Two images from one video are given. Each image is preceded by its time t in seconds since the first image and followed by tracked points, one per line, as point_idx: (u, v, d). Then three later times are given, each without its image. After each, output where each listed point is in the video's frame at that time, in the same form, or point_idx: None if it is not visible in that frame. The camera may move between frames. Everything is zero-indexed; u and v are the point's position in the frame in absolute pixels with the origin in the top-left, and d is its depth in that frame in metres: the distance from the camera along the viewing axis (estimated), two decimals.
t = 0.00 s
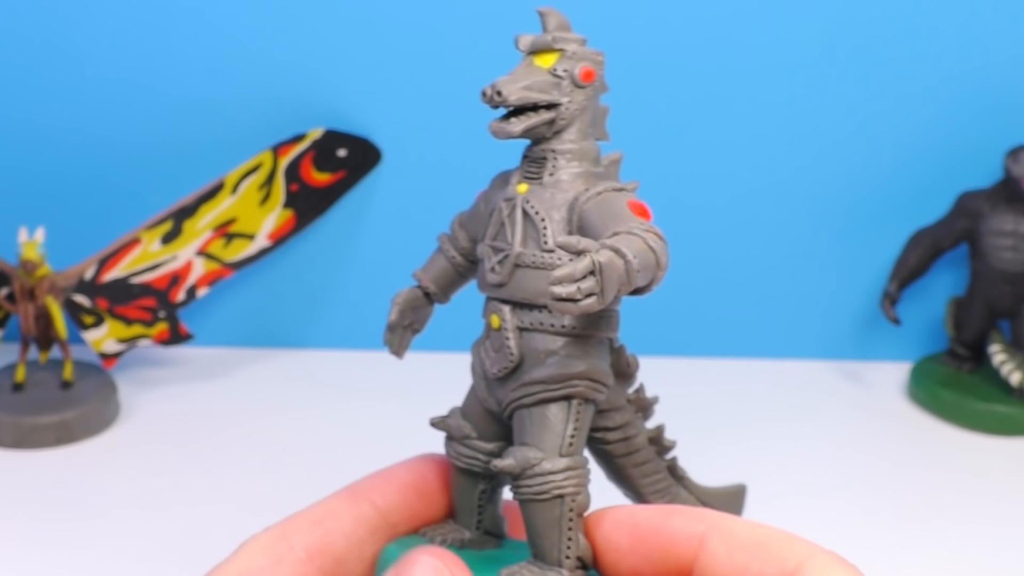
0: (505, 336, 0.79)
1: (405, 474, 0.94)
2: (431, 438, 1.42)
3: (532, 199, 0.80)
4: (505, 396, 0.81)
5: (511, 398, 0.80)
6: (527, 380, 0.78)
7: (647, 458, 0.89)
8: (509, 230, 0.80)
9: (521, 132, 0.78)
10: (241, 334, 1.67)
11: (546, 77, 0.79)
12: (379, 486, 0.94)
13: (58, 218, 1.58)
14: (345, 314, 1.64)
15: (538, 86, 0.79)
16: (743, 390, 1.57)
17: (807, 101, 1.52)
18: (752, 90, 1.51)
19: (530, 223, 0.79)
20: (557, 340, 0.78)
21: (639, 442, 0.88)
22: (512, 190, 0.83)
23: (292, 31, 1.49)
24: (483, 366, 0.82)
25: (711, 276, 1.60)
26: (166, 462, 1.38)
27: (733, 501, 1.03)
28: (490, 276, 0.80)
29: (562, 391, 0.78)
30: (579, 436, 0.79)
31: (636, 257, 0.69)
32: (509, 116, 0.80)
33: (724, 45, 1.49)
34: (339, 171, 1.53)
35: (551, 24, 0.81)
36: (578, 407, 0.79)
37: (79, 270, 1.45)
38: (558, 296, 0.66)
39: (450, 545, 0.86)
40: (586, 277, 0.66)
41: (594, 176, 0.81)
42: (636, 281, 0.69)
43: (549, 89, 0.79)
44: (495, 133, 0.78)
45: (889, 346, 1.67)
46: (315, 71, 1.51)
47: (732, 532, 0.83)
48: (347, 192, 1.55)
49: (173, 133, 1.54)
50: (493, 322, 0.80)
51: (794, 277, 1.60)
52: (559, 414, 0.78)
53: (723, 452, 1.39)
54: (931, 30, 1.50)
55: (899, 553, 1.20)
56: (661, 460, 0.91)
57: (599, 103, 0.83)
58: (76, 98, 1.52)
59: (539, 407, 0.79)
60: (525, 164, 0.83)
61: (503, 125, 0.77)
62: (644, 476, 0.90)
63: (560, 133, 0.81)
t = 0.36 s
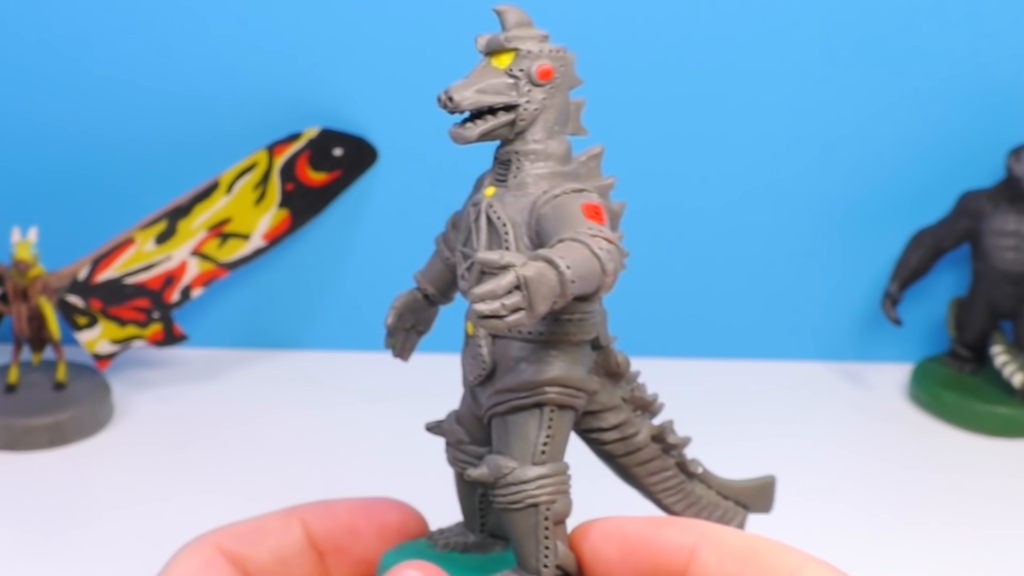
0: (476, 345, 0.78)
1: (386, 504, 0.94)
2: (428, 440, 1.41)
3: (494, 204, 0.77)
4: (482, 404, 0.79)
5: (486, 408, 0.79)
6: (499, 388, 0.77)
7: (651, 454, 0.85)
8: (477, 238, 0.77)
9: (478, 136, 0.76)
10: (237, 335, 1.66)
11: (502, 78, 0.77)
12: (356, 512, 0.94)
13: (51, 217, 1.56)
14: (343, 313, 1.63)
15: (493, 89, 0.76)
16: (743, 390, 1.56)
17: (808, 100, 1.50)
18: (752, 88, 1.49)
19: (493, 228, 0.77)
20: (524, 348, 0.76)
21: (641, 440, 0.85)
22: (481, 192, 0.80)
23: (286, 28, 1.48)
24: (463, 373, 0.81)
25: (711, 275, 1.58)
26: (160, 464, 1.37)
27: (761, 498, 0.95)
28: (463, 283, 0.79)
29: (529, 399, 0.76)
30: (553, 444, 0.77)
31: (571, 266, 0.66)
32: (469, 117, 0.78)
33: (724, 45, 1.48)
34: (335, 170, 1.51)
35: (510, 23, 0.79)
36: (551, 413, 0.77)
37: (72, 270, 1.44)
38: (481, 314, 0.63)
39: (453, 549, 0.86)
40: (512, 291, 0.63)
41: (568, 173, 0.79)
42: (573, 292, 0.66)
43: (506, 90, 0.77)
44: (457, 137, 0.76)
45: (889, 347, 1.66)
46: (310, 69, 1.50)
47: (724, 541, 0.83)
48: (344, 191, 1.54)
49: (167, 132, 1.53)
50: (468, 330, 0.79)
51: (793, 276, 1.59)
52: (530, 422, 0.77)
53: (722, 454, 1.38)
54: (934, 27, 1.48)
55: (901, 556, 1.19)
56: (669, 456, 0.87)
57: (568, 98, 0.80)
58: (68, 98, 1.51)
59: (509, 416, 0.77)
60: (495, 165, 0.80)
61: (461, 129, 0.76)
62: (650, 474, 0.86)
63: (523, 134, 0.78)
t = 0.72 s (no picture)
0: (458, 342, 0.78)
1: (399, 496, 0.93)
2: (428, 440, 1.41)
3: (471, 201, 0.77)
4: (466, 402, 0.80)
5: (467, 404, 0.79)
6: (477, 387, 0.77)
7: (652, 456, 0.84)
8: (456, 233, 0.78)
9: (454, 134, 0.75)
10: (236, 335, 1.65)
11: (477, 76, 0.76)
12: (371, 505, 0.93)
13: (50, 218, 1.56)
14: (344, 313, 1.63)
15: (466, 87, 0.76)
16: (743, 390, 1.56)
17: (807, 100, 1.50)
18: (751, 88, 1.49)
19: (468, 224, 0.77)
20: (498, 346, 0.76)
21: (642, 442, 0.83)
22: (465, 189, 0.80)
23: (284, 27, 1.48)
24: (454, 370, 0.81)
25: (711, 275, 1.58)
26: (159, 464, 1.36)
27: (784, 506, 0.92)
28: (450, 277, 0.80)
29: (501, 398, 0.76)
30: (524, 444, 0.76)
31: (500, 270, 0.65)
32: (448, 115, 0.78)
33: (724, 46, 1.47)
34: (334, 170, 1.51)
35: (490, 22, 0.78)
36: (523, 412, 0.76)
37: (71, 270, 1.43)
38: (405, 316, 0.63)
39: (460, 540, 0.83)
40: (435, 293, 0.63)
41: (549, 171, 0.77)
42: (502, 296, 0.66)
43: (481, 88, 0.76)
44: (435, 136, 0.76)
45: (890, 347, 1.66)
46: (309, 69, 1.50)
47: (704, 565, 0.77)
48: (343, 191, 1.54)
49: (166, 132, 1.52)
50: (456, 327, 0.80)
51: (794, 277, 1.59)
52: (503, 421, 0.76)
53: (722, 454, 1.38)
54: (933, 27, 1.48)
55: (902, 556, 1.18)
56: (673, 459, 0.85)
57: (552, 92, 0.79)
58: (67, 98, 1.51)
59: (484, 414, 0.77)
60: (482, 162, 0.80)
61: (437, 127, 0.75)
62: (653, 476, 0.85)
63: (502, 131, 0.77)
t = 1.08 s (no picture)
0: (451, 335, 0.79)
1: (405, 490, 0.94)
2: (428, 440, 1.41)
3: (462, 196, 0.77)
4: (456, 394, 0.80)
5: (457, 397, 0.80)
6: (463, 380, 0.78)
7: (648, 460, 0.84)
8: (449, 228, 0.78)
9: (447, 129, 0.76)
10: (235, 335, 1.65)
11: (473, 71, 0.77)
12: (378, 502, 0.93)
13: (49, 218, 1.56)
14: (344, 314, 1.63)
15: (460, 82, 0.76)
16: (743, 390, 1.56)
17: (807, 100, 1.50)
18: (751, 88, 1.49)
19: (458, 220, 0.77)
20: (484, 342, 0.77)
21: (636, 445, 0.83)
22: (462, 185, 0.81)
23: (284, 28, 1.48)
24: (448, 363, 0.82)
25: (712, 275, 1.58)
26: (159, 464, 1.36)
27: (790, 521, 0.90)
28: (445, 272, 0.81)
29: (483, 393, 0.76)
30: (504, 440, 0.76)
31: (461, 264, 0.65)
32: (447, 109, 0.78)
33: (724, 46, 1.47)
34: (334, 170, 1.51)
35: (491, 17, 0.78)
36: (505, 408, 0.76)
37: (71, 271, 1.43)
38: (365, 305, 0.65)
39: (462, 533, 0.85)
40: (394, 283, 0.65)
41: (541, 168, 0.77)
42: (463, 289, 0.66)
43: (475, 84, 0.77)
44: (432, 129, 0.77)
45: (890, 347, 1.66)
46: (309, 70, 1.50)
47: (682, 570, 0.75)
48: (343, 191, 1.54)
49: (166, 132, 1.52)
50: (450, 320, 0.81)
51: (794, 277, 1.59)
52: (484, 416, 0.76)
53: (723, 454, 1.38)
54: (933, 27, 1.48)
55: (903, 556, 1.18)
56: (669, 464, 0.85)
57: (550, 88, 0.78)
58: (67, 98, 1.51)
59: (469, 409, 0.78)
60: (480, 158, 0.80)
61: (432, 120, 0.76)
62: (648, 479, 0.85)
63: (496, 127, 0.78)
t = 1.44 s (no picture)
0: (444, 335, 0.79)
1: (406, 491, 0.94)
2: (428, 440, 1.41)
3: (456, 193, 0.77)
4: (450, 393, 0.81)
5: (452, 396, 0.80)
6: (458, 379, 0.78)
7: (646, 460, 0.84)
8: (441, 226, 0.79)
9: (442, 127, 0.77)
10: (235, 334, 1.65)
11: (466, 71, 0.77)
12: (379, 501, 0.93)
13: (49, 218, 1.56)
14: (345, 314, 1.63)
15: (454, 81, 0.77)
16: (743, 389, 1.56)
17: (807, 100, 1.50)
18: (751, 88, 1.49)
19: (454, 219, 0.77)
20: (479, 341, 0.77)
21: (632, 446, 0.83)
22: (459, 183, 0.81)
23: (284, 28, 1.48)
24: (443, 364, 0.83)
25: (712, 275, 1.58)
26: (160, 464, 1.36)
27: (790, 521, 0.90)
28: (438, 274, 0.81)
29: (477, 392, 0.76)
30: (498, 439, 0.76)
31: (448, 263, 0.66)
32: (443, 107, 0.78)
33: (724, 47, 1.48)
34: (334, 170, 1.51)
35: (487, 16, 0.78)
36: (499, 408, 0.76)
37: (71, 271, 1.44)
38: (354, 305, 0.66)
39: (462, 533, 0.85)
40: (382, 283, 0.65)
41: (536, 167, 0.77)
42: (450, 288, 0.66)
43: (468, 83, 0.77)
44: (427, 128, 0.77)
45: (890, 347, 1.66)
46: (309, 70, 1.50)
47: (676, 570, 0.75)
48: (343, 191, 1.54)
49: (166, 132, 1.52)
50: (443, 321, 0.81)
51: (795, 277, 1.59)
52: (478, 415, 0.76)
53: (722, 454, 1.38)
54: (933, 28, 1.48)
55: (902, 556, 1.18)
56: (666, 464, 0.85)
57: (545, 88, 0.78)
58: (67, 98, 1.51)
59: (464, 408, 0.78)
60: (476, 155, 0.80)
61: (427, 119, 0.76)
62: (646, 479, 0.85)
63: (490, 126, 0.78)
